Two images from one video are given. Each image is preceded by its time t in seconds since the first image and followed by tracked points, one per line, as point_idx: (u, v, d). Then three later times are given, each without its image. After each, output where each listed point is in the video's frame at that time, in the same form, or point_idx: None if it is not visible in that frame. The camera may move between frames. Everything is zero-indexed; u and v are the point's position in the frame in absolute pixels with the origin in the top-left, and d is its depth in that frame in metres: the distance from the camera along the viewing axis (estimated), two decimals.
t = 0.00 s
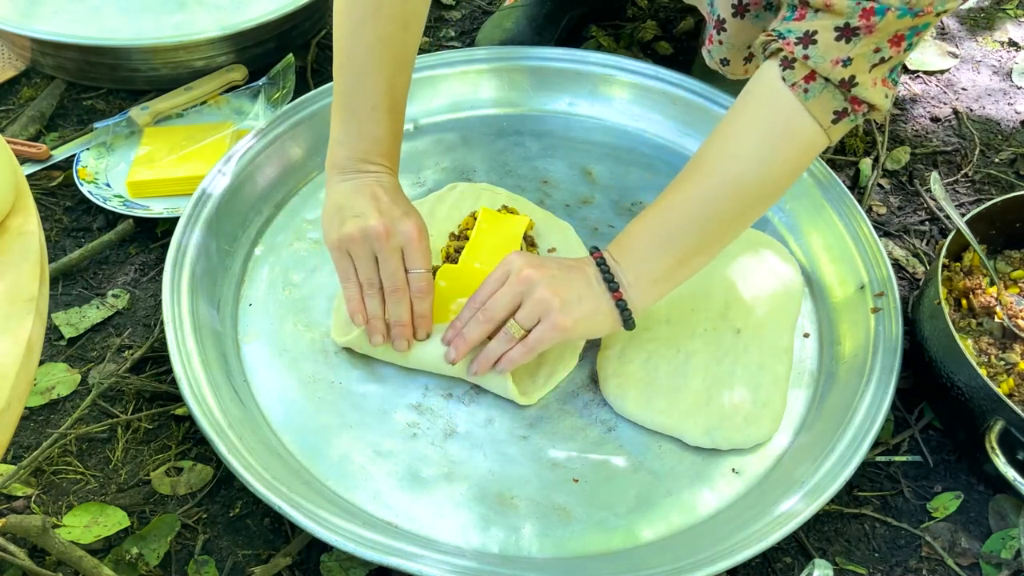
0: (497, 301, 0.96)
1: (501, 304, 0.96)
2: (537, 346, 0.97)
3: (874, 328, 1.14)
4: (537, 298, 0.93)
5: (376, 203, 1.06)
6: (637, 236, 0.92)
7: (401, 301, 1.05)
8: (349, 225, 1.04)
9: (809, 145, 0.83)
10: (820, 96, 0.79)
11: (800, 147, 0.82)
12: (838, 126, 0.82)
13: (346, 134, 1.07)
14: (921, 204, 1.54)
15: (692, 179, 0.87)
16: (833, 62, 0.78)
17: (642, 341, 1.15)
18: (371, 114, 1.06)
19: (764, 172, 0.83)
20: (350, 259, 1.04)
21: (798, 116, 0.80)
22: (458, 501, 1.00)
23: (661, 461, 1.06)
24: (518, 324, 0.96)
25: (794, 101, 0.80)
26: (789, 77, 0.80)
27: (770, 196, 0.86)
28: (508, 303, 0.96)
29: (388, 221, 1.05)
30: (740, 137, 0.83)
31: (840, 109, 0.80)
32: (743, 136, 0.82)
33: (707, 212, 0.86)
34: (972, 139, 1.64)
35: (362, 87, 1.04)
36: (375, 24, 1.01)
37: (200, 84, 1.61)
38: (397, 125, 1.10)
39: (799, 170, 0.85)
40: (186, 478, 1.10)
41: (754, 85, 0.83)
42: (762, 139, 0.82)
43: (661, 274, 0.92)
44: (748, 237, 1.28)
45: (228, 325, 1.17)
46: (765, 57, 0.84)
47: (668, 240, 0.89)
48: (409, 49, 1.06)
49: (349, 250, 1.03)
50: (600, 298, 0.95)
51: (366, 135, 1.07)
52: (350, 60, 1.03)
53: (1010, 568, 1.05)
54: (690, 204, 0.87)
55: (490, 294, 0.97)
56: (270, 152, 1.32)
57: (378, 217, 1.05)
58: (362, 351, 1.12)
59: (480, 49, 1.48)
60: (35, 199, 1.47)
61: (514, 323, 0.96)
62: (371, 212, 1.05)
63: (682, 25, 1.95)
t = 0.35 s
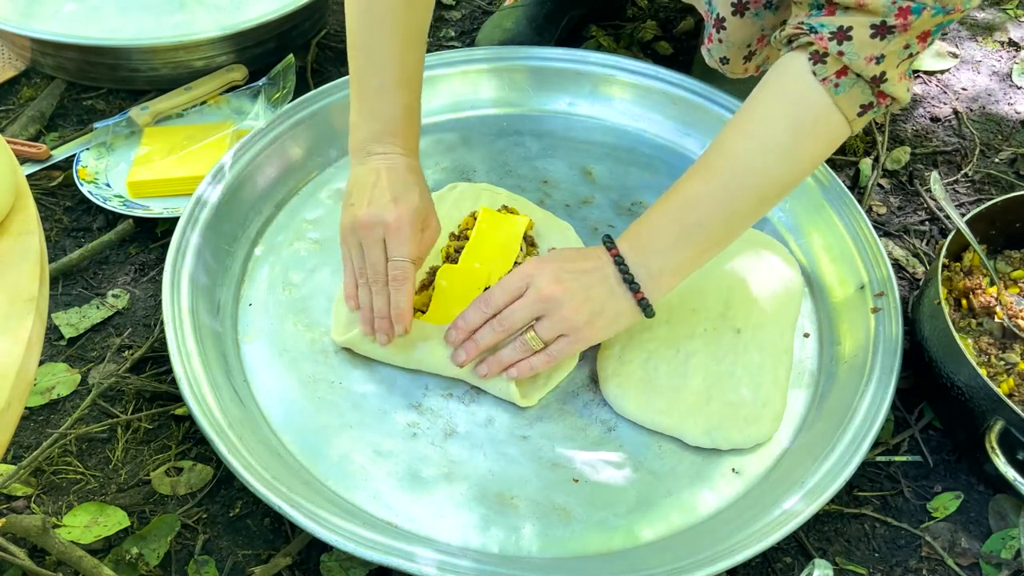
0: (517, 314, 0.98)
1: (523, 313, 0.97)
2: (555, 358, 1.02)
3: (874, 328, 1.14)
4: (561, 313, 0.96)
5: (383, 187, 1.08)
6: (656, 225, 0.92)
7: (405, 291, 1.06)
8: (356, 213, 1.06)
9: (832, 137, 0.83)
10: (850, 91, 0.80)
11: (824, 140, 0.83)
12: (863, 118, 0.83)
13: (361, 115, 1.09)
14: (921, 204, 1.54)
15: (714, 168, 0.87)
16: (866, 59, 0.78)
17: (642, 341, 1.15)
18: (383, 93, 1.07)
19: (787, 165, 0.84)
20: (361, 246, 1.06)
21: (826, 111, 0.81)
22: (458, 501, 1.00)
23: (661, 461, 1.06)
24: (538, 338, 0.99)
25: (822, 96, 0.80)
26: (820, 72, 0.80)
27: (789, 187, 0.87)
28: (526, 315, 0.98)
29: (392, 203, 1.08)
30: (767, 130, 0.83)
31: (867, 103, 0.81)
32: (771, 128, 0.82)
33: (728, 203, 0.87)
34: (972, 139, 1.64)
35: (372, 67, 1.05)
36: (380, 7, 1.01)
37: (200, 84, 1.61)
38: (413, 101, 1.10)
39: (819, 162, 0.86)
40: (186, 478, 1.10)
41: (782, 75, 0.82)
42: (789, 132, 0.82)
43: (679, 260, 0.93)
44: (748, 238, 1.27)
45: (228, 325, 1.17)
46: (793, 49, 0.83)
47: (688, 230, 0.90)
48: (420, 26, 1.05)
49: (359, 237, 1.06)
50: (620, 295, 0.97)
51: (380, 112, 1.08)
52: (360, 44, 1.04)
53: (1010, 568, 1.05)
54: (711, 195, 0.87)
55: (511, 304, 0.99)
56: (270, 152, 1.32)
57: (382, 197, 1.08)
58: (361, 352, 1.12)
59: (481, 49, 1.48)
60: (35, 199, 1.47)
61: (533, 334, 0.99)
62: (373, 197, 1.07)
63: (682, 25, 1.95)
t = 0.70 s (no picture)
0: (520, 318, 1.03)
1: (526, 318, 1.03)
2: (564, 358, 1.04)
3: (874, 328, 1.14)
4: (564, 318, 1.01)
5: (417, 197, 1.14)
6: (660, 228, 0.94)
7: (421, 309, 1.09)
8: (386, 226, 1.13)
9: (831, 138, 0.82)
10: (845, 92, 0.79)
11: (824, 142, 0.82)
12: (861, 120, 0.82)
13: (388, 119, 1.14)
14: (921, 204, 1.54)
15: (715, 172, 0.88)
16: (859, 59, 0.77)
17: (642, 341, 1.14)
18: (411, 98, 1.11)
19: (787, 167, 0.83)
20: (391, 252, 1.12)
21: (822, 112, 0.80)
22: (458, 501, 1.00)
23: (661, 461, 1.06)
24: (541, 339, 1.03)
25: (818, 97, 0.79)
26: (813, 73, 0.79)
27: (793, 189, 0.87)
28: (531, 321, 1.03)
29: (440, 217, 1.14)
30: (764, 133, 0.83)
31: (863, 104, 0.80)
32: (768, 131, 0.82)
33: (730, 206, 0.87)
34: (972, 139, 1.64)
35: (401, 75, 1.09)
36: (403, 18, 1.04)
37: (200, 84, 1.61)
38: (439, 102, 1.14)
39: (822, 163, 0.85)
40: (187, 478, 1.10)
41: (778, 78, 0.82)
42: (786, 135, 0.82)
43: (682, 263, 0.94)
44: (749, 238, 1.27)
45: (228, 325, 1.17)
46: (789, 52, 0.83)
47: (691, 233, 0.91)
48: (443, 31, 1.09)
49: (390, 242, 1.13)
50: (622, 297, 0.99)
51: (409, 115, 1.13)
52: (387, 54, 1.07)
53: (1010, 568, 1.05)
54: (712, 198, 0.88)
55: (515, 310, 1.04)
56: (270, 152, 1.32)
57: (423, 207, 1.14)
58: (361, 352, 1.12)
59: (480, 49, 1.48)
60: (35, 199, 1.47)
61: (537, 336, 1.03)
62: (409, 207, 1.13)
63: (682, 25, 1.95)
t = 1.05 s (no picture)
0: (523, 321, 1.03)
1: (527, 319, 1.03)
2: (569, 363, 1.03)
3: (874, 328, 1.14)
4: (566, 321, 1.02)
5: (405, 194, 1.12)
6: (662, 229, 0.94)
7: (412, 309, 1.09)
8: (379, 224, 1.12)
9: (834, 137, 0.82)
10: (849, 91, 0.79)
11: (826, 140, 0.82)
12: (865, 119, 0.82)
13: (381, 114, 1.11)
14: (921, 204, 1.54)
15: (716, 172, 0.88)
16: (864, 58, 0.77)
17: (642, 340, 1.14)
18: (405, 96, 1.09)
19: (789, 166, 0.83)
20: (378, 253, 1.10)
21: (825, 111, 0.80)
22: (458, 501, 1.00)
23: (661, 461, 1.06)
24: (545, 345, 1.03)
25: (821, 96, 0.79)
26: (817, 72, 0.79)
27: (795, 188, 0.86)
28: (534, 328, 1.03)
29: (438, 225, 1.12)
30: (766, 134, 0.83)
31: (867, 103, 0.80)
32: (770, 132, 0.82)
33: (731, 206, 0.87)
34: (972, 139, 1.64)
35: (390, 76, 1.07)
36: (397, 26, 1.03)
37: (200, 84, 1.61)
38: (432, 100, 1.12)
39: (825, 162, 0.85)
40: (186, 478, 1.10)
41: (780, 78, 0.82)
42: (788, 135, 0.82)
43: (683, 264, 0.94)
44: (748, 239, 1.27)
45: (228, 325, 1.17)
46: (793, 51, 0.83)
47: (692, 234, 0.91)
48: (439, 33, 1.07)
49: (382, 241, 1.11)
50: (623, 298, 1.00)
51: (398, 112, 1.10)
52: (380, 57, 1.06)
53: (1010, 568, 1.05)
54: (713, 199, 0.88)
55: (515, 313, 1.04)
56: (270, 151, 1.32)
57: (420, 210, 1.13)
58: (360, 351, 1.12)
59: (480, 49, 1.48)
60: (35, 199, 1.47)
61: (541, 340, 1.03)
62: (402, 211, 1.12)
63: (682, 25, 1.95)
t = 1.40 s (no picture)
0: (512, 315, 0.96)
1: (516, 317, 0.95)
2: (552, 359, 1.00)
3: (874, 328, 1.14)
4: (558, 319, 0.94)
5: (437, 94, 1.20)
6: (650, 223, 0.90)
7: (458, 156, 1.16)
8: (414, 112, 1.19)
9: (831, 137, 0.83)
10: (851, 92, 0.80)
11: (822, 140, 0.83)
12: (860, 121, 0.83)
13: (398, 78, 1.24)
14: (921, 204, 1.54)
15: (711, 165, 0.86)
16: (868, 60, 0.78)
17: (642, 340, 1.15)
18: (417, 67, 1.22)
19: (785, 163, 0.83)
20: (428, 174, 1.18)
21: (826, 110, 0.81)
22: (458, 501, 1.00)
23: (661, 461, 1.05)
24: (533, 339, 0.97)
25: (823, 94, 0.80)
26: (821, 71, 0.80)
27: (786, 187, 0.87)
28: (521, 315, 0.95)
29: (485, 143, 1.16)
30: (766, 129, 0.82)
31: (866, 105, 0.81)
32: (770, 126, 0.82)
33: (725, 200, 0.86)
34: (972, 139, 1.64)
35: (396, 4, 1.18)
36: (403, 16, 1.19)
37: (200, 84, 1.60)
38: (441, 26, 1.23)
39: (819, 162, 0.86)
40: (186, 478, 1.10)
41: (780, 74, 0.82)
42: (788, 131, 0.82)
43: (671, 261, 0.92)
44: (746, 237, 1.28)
45: (229, 325, 1.17)
46: (793, 48, 0.83)
47: (683, 227, 0.89)
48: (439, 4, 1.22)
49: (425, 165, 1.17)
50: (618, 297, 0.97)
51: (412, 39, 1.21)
52: None
53: (1010, 568, 1.05)
54: (708, 191, 0.86)
55: (506, 307, 0.97)
56: (270, 151, 1.32)
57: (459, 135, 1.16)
58: (360, 351, 1.12)
59: (480, 49, 1.48)
60: (35, 199, 1.47)
61: (529, 336, 0.97)
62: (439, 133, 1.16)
63: (682, 25, 1.95)
